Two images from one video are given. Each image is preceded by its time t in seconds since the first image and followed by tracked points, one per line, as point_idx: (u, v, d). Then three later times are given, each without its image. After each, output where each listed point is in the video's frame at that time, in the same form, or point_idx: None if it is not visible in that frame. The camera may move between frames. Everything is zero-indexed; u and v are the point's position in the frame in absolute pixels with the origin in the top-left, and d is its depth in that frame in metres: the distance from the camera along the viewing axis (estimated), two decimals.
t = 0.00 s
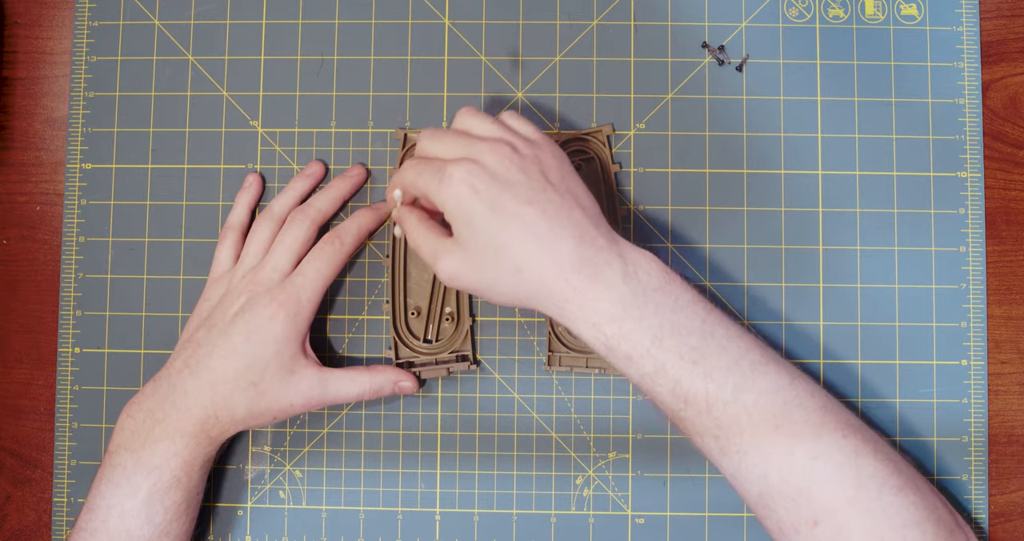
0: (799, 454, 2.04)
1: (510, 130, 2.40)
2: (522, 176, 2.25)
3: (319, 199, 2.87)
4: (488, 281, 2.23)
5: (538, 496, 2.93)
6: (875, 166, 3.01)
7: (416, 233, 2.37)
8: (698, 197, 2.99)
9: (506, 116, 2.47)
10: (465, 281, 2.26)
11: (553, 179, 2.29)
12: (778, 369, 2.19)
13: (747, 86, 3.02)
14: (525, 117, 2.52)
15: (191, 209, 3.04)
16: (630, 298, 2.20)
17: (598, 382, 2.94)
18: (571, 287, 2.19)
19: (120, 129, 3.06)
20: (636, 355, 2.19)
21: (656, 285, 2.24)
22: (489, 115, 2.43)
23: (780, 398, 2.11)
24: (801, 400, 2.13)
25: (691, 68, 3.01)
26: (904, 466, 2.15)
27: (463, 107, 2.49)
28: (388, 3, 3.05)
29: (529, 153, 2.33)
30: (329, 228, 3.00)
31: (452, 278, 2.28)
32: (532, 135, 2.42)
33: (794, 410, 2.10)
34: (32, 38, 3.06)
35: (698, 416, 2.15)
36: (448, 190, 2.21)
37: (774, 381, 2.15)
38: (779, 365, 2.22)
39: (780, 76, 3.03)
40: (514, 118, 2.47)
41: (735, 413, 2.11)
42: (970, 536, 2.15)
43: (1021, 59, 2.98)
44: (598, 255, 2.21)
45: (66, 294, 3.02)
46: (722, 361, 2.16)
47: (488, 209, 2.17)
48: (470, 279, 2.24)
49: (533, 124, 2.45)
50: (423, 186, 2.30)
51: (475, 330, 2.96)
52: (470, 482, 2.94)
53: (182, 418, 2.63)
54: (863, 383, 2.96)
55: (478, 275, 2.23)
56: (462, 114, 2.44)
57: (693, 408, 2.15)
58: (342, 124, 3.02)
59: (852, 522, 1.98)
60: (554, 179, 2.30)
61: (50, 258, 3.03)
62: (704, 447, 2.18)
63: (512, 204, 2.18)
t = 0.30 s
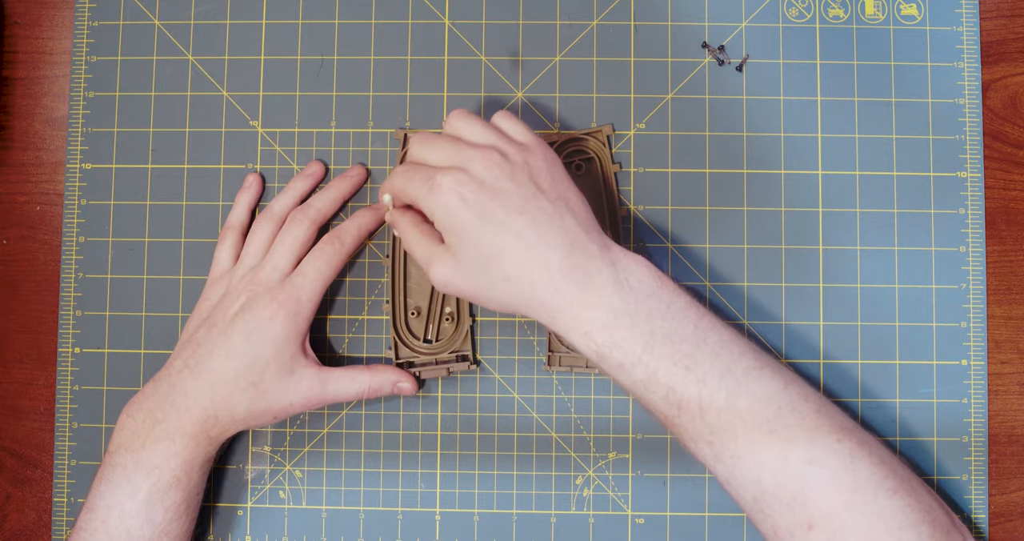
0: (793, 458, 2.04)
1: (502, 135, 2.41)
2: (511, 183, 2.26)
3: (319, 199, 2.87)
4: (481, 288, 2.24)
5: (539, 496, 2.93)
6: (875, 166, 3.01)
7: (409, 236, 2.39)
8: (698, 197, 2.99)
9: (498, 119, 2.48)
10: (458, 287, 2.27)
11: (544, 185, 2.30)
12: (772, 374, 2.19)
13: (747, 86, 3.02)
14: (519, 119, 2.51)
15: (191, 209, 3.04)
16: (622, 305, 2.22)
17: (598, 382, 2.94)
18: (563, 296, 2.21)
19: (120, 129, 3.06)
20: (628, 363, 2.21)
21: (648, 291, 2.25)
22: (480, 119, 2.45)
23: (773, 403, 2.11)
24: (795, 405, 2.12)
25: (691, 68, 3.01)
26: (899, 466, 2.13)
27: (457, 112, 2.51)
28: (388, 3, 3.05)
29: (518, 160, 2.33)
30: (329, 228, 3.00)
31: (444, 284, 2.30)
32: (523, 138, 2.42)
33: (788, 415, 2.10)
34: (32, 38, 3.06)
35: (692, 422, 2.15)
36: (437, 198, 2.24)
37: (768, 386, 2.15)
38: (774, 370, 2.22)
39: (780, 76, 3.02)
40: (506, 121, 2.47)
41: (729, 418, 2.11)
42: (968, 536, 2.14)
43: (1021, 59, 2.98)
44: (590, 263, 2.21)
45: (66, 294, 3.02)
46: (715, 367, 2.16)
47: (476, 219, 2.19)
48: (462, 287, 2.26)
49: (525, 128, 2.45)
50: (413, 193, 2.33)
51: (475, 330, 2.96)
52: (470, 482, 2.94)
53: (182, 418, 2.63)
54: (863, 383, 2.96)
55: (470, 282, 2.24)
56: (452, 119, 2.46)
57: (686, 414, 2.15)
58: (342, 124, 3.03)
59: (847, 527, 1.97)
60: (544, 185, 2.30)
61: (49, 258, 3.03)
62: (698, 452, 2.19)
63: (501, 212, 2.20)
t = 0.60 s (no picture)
0: (799, 459, 2.06)
1: (519, 131, 2.38)
2: (528, 181, 2.24)
3: (319, 199, 2.87)
4: (492, 284, 2.23)
5: (538, 496, 2.93)
6: (875, 166, 3.01)
7: (420, 229, 2.35)
8: (698, 197, 2.99)
9: (513, 113, 2.44)
10: (469, 282, 2.26)
11: (559, 183, 2.29)
12: (780, 375, 2.20)
13: (747, 86, 3.02)
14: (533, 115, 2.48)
15: (191, 209, 3.04)
16: (632, 305, 2.21)
17: (598, 382, 2.94)
18: (574, 295, 2.20)
19: (120, 129, 3.06)
20: (638, 362, 2.21)
21: (658, 292, 2.25)
22: (495, 113, 2.42)
23: (782, 404, 2.12)
24: (802, 407, 2.14)
25: (691, 68, 3.01)
26: (904, 470, 2.13)
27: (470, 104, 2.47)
28: (388, 3, 3.05)
29: (535, 156, 2.31)
30: (329, 228, 2.99)
31: (455, 276, 2.27)
32: (539, 135, 2.39)
33: (796, 416, 2.11)
34: (32, 38, 3.06)
35: (699, 421, 2.16)
36: (454, 193, 2.19)
37: (775, 387, 2.16)
38: (783, 372, 2.24)
39: (780, 76, 3.02)
40: (522, 116, 2.44)
41: (737, 417, 2.12)
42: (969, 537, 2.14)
43: (1021, 59, 2.98)
44: (601, 263, 2.21)
45: (66, 294, 3.02)
46: (725, 367, 2.17)
47: (493, 215, 2.16)
48: (473, 281, 2.24)
49: (541, 124, 2.42)
50: (430, 187, 2.29)
51: (475, 330, 2.96)
52: (470, 482, 2.94)
53: (182, 418, 2.63)
54: (863, 383, 2.96)
55: (482, 277, 2.23)
56: (468, 112, 2.42)
57: (694, 413, 2.16)
58: (342, 124, 3.03)
59: (852, 528, 1.98)
60: (559, 183, 2.29)
61: (49, 258, 3.03)
62: (705, 452, 2.19)
63: (517, 209, 2.17)
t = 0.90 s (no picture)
0: (798, 470, 2.05)
1: (507, 143, 2.37)
2: (515, 199, 2.24)
3: (319, 199, 2.87)
4: (489, 301, 2.27)
5: (539, 496, 2.93)
6: (875, 166, 3.01)
7: (418, 244, 2.40)
8: (698, 197, 2.99)
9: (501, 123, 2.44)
10: (466, 298, 2.30)
11: (548, 198, 2.28)
12: (778, 386, 2.18)
13: (747, 86, 3.02)
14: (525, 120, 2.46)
15: (191, 209, 3.04)
16: (625, 320, 2.21)
17: (598, 381, 2.94)
18: (567, 312, 2.20)
19: (120, 129, 3.06)
20: (633, 378, 2.21)
21: (651, 306, 2.24)
22: (485, 126, 2.41)
23: (779, 415, 2.11)
24: (801, 416, 2.12)
25: (691, 68, 3.01)
26: (905, 475, 2.13)
27: (462, 117, 2.47)
28: (388, 3, 3.05)
29: (522, 172, 2.30)
30: (329, 228, 2.99)
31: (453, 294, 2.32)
32: (529, 146, 2.39)
33: (794, 427, 2.09)
34: (32, 39, 3.06)
35: (696, 435, 2.17)
36: (442, 217, 2.23)
37: (773, 398, 2.14)
38: (781, 381, 2.22)
39: (780, 76, 3.02)
40: (511, 126, 2.43)
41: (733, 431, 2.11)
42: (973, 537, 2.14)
43: (1021, 59, 2.98)
44: (591, 279, 2.21)
45: (66, 294, 3.02)
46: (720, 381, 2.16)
47: (481, 236, 2.19)
48: (470, 298, 2.29)
49: (530, 132, 2.41)
50: (421, 210, 2.32)
51: (475, 330, 2.96)
52: (470, 482, 2.94)
53: (182, 418, 2.63)
54: (863, 383, 2.96)
55: (477, 295, 2.27)
56: (458, 125, 2.43)
57: (691, 427, 2.16)
58: (342, 124, 3.03)
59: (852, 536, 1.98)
60: (548, 197, 2.28)
61: (49, 258, 3.03)
62: (705, 464, 2.20)
63: (504, 230, 2.19)
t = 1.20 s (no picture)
0: (805, 481, 2.08)
1: (513, 159, 2.37)
2: (525, 212, 2.23)
3: (320, 199, 2.87)
4: (495, 315, 2.26)
5: (538, 496, 2.93)
6: (875, 166, 3.01)
7: (418, 258, 2.35)
8: (698, 197, 2.99)
9: (507, 142, 2.44)
10: (472, 313, 2.29)
11: (558, 214, 2.29)
12: (781, 398, 2.22)
13: (747, 86, 3.02)
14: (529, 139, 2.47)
15: (191, 209, 3.04)
16: (632, 334, 2.23)
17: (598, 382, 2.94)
18: (575, 325, 2.22)
19: (120, 129, 3.06)
20: (641, 391, 2.23)
21: (657, 319, 2.27)
22: (491, 144, 2.41)
23: (785, 427, 2.14)
24: (805, 428, 2.16)
25: (691, 68, 3.01)
26: (909, 486, 2.16)
27: (466, 134, 2.46)
28: (388, 3, 3.04)
29: (531, 186, 2.29)
30: (329, 228, 2.99)
31: (457, 308, 2.31)
32: (536, 163, 2.39)
33: (800, 438, 2.13)
34: (32, 38, 3.06)
35: (704, 448, 2.19)
36: (452, 230, 2.22)
37: (777, 410, 2.18)
38: (784, 394, 2.25)
39: (780, 76, 3.02)
40: (518, 144, 2.43)
41: (740, 443, 2.14)
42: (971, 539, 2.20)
43: (1021, 59, 2.98)
44: (599, 293, 2.23)
45: (66, 294, 3.02)
46: (726, 394, 2.19)
47: (491, 249, 2.18)
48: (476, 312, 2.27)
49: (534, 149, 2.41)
50: (428, 224, 2.29)
51: (475, 330, 2.96)
52: (470, 482, 2.94)
53: (182, 418, 2.63)
54: (863, 383, 2.96)
55: (484, 310, 2.26)
56: (463, 142, 2.41)
57: (699, 440, 2.19)
58: (342, 124, 3.02)
59: None
60: (558, 213, 2.29)
61: (50, 258, 3.03)
62: (712, 477, 2.22)
63: (515, 243, 2.19)
